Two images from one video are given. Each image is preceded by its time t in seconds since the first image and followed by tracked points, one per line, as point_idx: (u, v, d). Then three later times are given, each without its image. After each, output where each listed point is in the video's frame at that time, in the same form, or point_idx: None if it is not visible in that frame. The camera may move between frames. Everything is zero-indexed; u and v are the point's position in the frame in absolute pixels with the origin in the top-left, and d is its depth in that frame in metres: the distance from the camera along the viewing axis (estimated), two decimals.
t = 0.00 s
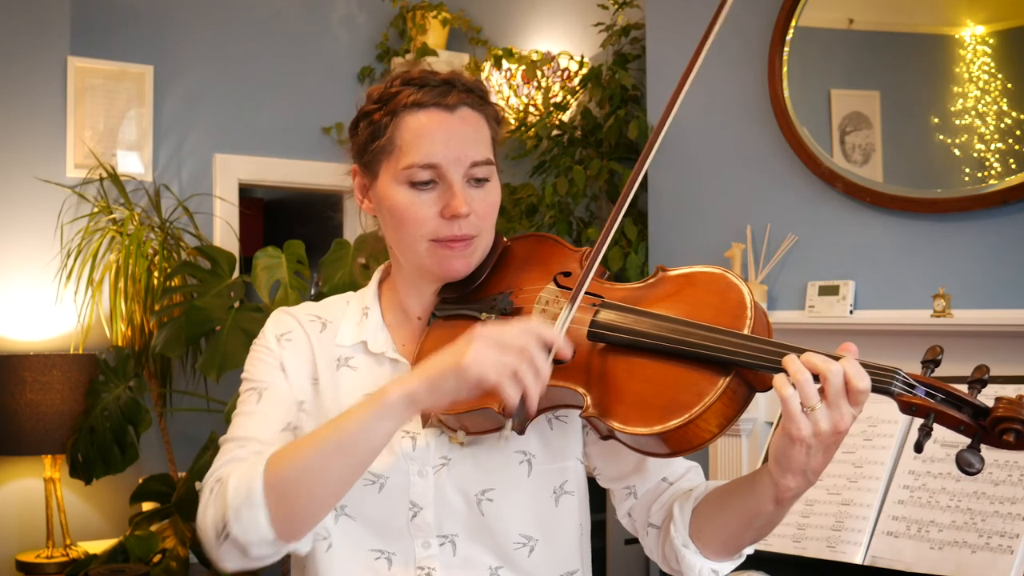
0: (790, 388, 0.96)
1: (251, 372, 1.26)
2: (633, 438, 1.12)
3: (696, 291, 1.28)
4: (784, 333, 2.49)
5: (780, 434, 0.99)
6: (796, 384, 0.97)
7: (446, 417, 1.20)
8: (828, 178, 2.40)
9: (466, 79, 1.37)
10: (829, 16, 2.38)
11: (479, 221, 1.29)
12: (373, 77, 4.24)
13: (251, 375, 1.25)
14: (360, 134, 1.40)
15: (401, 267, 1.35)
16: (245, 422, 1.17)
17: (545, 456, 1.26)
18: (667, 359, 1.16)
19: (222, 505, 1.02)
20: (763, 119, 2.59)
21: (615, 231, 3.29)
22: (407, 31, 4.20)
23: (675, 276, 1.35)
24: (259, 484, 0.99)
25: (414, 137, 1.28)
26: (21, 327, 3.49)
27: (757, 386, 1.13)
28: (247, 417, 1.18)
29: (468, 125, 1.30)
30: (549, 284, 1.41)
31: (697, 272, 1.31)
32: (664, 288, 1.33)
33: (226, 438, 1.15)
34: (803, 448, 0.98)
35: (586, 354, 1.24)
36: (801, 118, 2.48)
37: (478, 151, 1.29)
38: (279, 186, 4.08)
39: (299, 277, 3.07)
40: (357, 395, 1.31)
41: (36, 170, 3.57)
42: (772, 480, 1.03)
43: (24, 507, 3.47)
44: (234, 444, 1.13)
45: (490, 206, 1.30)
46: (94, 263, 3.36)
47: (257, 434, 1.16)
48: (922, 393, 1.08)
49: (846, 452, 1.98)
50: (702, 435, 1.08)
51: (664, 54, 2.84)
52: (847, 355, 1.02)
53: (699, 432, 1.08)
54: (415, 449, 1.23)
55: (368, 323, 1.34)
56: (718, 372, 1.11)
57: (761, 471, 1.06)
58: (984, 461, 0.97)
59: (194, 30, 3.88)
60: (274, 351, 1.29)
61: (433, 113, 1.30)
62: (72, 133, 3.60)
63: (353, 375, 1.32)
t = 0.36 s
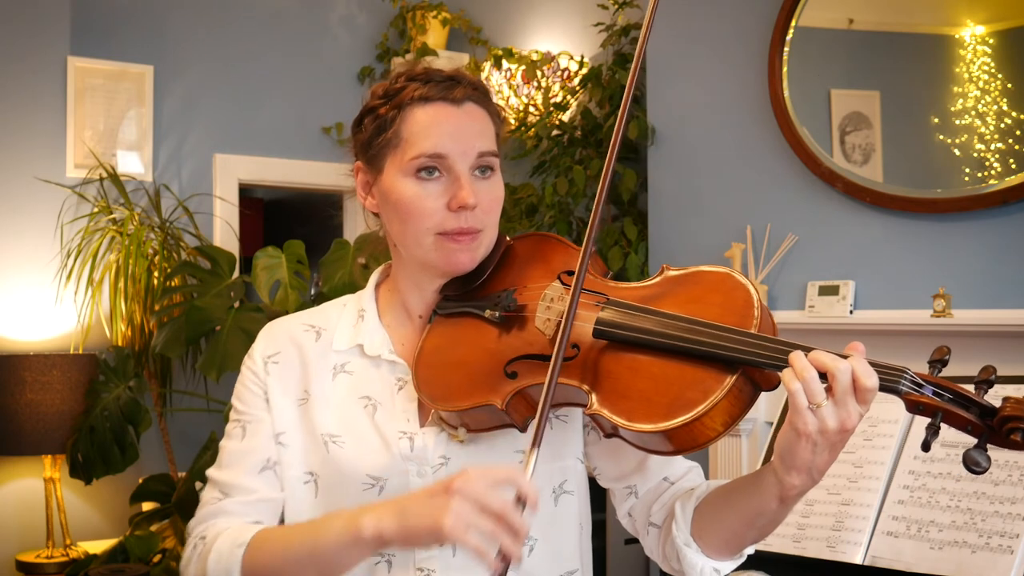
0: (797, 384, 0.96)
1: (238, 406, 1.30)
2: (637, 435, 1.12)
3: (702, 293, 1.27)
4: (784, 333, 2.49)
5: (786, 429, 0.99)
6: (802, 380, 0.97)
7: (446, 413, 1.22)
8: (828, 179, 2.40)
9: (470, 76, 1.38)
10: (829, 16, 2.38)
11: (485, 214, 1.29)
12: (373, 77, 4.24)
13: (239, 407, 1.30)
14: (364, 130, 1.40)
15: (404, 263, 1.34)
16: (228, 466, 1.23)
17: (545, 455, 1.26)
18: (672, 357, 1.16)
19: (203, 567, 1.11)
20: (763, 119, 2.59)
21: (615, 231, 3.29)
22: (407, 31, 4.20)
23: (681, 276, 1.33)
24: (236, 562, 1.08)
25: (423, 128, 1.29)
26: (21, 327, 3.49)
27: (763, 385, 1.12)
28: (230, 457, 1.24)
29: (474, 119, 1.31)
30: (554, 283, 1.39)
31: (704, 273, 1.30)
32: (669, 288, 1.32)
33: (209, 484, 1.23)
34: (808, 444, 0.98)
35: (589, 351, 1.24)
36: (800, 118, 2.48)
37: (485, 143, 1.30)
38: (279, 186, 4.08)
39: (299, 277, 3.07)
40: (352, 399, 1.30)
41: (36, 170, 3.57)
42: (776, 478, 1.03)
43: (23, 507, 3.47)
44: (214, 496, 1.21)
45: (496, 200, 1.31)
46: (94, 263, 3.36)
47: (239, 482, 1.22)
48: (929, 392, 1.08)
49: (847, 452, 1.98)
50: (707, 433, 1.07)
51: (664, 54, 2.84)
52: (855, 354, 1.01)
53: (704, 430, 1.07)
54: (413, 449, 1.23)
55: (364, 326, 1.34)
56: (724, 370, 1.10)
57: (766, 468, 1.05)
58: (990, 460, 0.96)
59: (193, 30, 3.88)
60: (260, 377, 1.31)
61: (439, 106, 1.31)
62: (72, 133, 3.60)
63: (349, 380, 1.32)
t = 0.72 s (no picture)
0: (796, 374, 0.97)
1: (229, 414, 1.32)
2: (638, 429, 1.12)
3: (701, 286, 1.27)
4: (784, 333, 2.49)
5: (786, 420, 0.99)
6: (802, 371, 0.97)
7: (445, 410, 1.21)
8: (828, 178, 2.40)
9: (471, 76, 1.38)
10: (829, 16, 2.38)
11: (486, 214, 1.29)
12: (373, 77, 4.24)
13: (229, 418, 1.32)
14: (365, 130, 1.39)
15: (406, 262, 1.35)
16: (216, 479, 1.27)
17: (544, 453, 1.26)
18: (672, 350, 1.15)
19: None
20: (763, 119, 2.60)
21: (615, 231, 3.29)
22: (407, 31, 4.20)
23: (681, 271, 1.34)
24: None
25: (424, 128, 1.29)
26: (21, 327, 3.49)
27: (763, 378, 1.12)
28: (214, 469, 1.28)
29: (475, 118, 1.31)
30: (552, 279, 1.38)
31: (702, 268, 1.30)
32: (669, 284, 1.32)
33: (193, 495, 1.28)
34: (808, 435, 0.98)
35: (589, 346, 1.24)
36: (800, 118, 2.48)
37: (486, 143, 1.30)
38: (279, 186, 4.08)
39: (299, 277, 3.07)
40: (350, 398, 1.30)
41: (36, 170, 3.56)
42: (777, 470, 1.03)
43: (23, 507, 3.47)
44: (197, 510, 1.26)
45: (496, 199, 1.31)
46: (94, 263, 3.36)
47: (227, 499, 1.26)
48: (929, 382, 1.07)
49: (847, 452, 1.98)
50: (708, 426, 1.07)
51: (664, 54, 2.84)
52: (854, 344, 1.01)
53: (704, 424, 1.07)
54: (411, 447, 1.23)
55: (362, 325, 1.34)
56: (724, 362, 1.10)
57: (766, 461, 1.06)
58: (991, 450, 0.95)
59: (193, 30, 3.88)
60: (251, 386, 1.33)
61: (440, 105, 1.31)
62: (72, 133, 3.60)
63: (346, 381, 1.32)
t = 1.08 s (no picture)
0: (796, 371, 0.97)
1: (233, 425, 1.34)
2: (637, 427, 1.11)
3: (698, 285, 1.27)
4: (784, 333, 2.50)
5: (786, 417, 0.99)
6: (801, 368, 0.97)
7: (443, 409, 1.21)
8: (828, 178, 2.40)
9: (471, 77, 1.37)
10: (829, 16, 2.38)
11: (478, 219, 1.28)
12: (373, 77, 4.24)
13: (233, 428, 1.34)
14: (363, 129, 1.39)
15: (400, 263, 1.35)
16: (226, 492, 1.30)
17: (543, 453, 1.26)
18: (672, 349, 1.15)
19: None
20: (763, 119, 2.60)
21: (615, 231, 3.29)
22: (407, 31, 4.20)
23: (678, 269, 1.34)
24: None
25: (417, 131, 1.29)
26: (22, 327, 3.49)
27: (762, 376, 1.12)
28: (224, 484, 1.30)
29: (470, 122, 1.31)
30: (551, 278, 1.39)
31: (699, 266, 1.30)
32: (667, 282, 1.32)
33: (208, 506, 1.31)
34: (807, 431, 0.98)
35: (589, 346, 1.24)
36: (801, 118, 2.48)
37: (480, 148, 1.30)
38: (279, 186, 4.08)
39: (299, 277, 3.07)
40: (349, 399, 1.30)
41: (36, 169, 3.56)
42: (776, 468, 1.03)
43: (23, 507, 3.46)
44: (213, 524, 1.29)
45: (490, 204, 1.30)
46: (94, 263, 3.36)
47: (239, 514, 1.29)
48: (929, 379, 1.09)
49: (846, 452, 1.98)
50: (707, 425, 1.07)
51: (664, 54, 2.84)
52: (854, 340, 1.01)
53: (703, 422, 1.07)
54: (409, 448, 1.23)
55: (360, 325, 1.35)
56: (723, 361, 1.10)
57: (765, 458, 1.06)
58: (991, 446, 0.96)
59: (194, 30, 3.88)
60: (253, 391, 1.34)
61: (436, 109, 1.31)
62: (72, 133, 3.60)
63: (344, 381, 1.32)
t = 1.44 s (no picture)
0: (794, 369, 0.98)
1: (234, 417, 1.31)
2: (635, 427, 1.11)
3: (696, 282, 1.27)
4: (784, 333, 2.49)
5: (785, 416, 0.99)
6: (800, 366, 0.99)
7: (442, 408, 1.22)
8: (828, 178, 2.40)
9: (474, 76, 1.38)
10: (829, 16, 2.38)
11: (470, 210, 1.27)
12: (373, 77, 4.24)
13: (233, 420, 1.31)
14: (366, 126, 1.41)
15: (399, 261, 1.33)
16: (226, 481, 1.26)
17: (543, 451, 1.26)
18: (671, 347, 1.15)
19: None
20: (763, 119, 2.60)
21: (615, 231, 3.29)
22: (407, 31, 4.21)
23: (678, 266, 1.33)
24: None
25: (411, 119, 1.30)
26: (21, 327, 3.48)
27: (760, 373, 1.13)
28: (222, 474, 1.26)
29: (466, 114, 1.31)
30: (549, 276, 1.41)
31: (698, 263, 1.30)
32: (666, 278, 1.32)
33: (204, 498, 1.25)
34: (806, 430, 0.98)
35: (588, 345, 1.24)
36: (801, 118, 2.48)
37: (473, 137, 1.30)
38: (279, 186, 4.08)
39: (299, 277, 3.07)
40: (349, 396, 1.29)
41: (36, 170, 3.56)
42: (775, 466, 1.03)
43: (23, 507, 3.46)
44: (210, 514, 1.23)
45: (483, 196, 1.29)
46: (94, 263, 3.36)
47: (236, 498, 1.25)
48: (929, 376, 1.08)
49: (847, 452, 1.98)
50: (705, 423, 1.07)
51: (664, 54, 2.84)
52: (851, 338, 1.02)
53: (702, 420, 1.07)
54: (408, 447, 1.23)
55: (360, 323, 1.34)
56: (721, 359, 1.10)
57: (764, 456, 1.06)
58: (990, 444, 0.98)
59: (194, 30, 3.88)
60: (254, 384, 1.32)
61: (432, 101, 1.32)
62: (72, 133, 3.60)
63: (345, 378, 1.32)
